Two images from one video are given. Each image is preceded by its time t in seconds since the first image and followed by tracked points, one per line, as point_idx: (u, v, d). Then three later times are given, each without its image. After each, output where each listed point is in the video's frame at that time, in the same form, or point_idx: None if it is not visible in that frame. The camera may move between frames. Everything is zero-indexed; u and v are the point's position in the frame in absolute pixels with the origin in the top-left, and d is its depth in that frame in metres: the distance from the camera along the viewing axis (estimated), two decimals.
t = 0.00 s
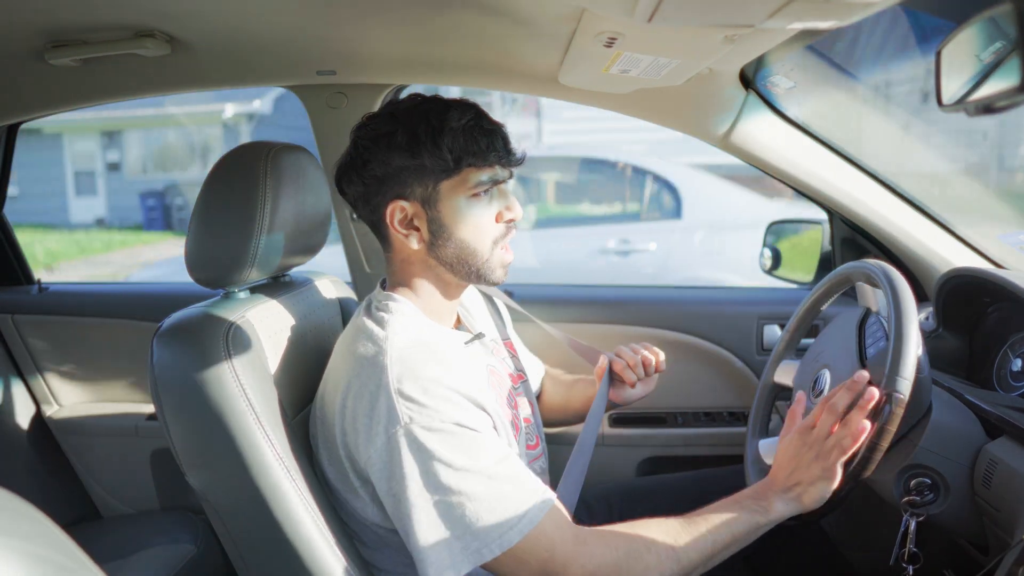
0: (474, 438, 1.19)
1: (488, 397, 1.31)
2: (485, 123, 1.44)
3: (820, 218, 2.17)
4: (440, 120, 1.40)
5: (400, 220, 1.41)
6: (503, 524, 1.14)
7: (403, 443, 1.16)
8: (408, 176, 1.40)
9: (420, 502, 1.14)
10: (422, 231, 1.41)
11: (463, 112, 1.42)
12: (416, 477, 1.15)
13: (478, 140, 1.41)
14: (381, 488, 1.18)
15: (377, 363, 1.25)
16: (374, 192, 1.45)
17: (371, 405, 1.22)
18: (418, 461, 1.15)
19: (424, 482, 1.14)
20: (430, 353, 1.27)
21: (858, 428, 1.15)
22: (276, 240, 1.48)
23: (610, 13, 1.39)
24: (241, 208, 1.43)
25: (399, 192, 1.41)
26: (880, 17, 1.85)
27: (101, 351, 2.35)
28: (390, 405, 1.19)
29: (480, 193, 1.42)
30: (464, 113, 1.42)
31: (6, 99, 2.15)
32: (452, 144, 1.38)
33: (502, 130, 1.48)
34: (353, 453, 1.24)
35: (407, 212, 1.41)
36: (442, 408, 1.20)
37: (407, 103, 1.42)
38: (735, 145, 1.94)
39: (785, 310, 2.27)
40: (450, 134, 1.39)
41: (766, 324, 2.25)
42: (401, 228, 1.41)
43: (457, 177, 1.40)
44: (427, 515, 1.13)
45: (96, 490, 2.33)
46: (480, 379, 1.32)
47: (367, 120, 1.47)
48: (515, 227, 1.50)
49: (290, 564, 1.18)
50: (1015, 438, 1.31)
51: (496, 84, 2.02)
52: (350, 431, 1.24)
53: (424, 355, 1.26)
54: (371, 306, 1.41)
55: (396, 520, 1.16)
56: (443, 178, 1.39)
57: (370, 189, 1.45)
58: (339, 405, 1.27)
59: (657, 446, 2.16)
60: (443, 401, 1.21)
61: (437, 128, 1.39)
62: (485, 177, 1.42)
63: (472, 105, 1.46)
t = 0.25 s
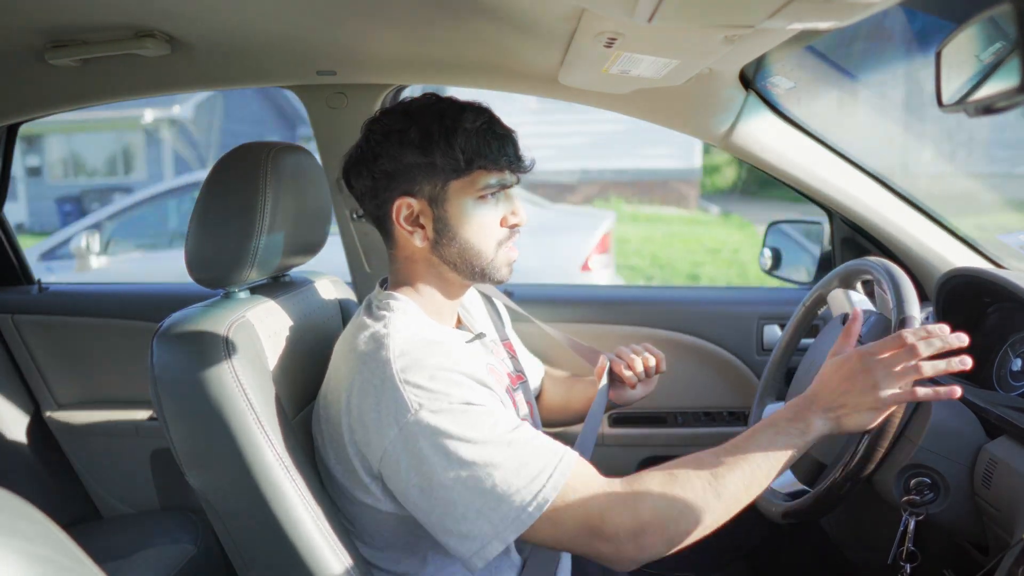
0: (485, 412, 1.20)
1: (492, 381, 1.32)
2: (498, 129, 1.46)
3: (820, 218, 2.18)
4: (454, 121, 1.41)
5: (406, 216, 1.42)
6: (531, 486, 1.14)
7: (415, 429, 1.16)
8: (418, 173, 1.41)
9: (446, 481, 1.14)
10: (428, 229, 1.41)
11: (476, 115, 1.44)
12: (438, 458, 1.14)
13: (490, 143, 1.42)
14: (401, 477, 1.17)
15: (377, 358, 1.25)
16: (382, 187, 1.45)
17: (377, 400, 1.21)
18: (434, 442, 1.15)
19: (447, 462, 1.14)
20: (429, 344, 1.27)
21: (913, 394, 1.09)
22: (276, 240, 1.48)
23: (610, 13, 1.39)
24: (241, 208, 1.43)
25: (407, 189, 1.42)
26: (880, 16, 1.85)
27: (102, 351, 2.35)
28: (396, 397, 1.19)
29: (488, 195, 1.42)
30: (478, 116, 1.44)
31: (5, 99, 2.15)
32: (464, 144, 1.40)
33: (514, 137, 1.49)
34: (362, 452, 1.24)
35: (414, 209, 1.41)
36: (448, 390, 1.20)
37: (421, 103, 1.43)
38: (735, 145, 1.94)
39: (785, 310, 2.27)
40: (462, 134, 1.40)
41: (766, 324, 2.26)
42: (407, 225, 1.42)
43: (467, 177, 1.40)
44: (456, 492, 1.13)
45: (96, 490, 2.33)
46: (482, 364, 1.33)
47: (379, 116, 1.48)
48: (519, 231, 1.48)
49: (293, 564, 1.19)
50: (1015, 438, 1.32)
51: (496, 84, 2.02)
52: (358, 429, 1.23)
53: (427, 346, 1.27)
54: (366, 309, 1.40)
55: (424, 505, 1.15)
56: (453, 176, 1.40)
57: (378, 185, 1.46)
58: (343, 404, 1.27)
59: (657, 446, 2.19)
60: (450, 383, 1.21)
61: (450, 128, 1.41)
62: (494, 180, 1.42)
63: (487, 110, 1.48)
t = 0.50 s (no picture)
0: (498, 376, 1.23)
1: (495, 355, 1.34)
2: (503, 128, 1.46)
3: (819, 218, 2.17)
4: (460, 118, 1.42)
5: (410, 211, 1.42)
6: (557, 426, 1.16)
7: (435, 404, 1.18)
8: (422, 169, 1.41)
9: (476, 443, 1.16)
10: (430, 225, 1.41)
11: (481, 113, 1.44)
12: (466, 423, 1.16)
13: (495, 141, 1.42)
14: (430, 452, 1.18)
15: (380, 350, 1.26)
16: (386, 182, 1.45)
17: (387, 389, 1.22)
18: (458, 411, 1.17)
19: (476, 422, 1.16)
20: (432, 329, 1.29)
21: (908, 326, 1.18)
22: (276, 240, 1.48)
23: (611, 13, 1.39)
24: (242, 208, 1.43)
25: (412, 185, 1.42)
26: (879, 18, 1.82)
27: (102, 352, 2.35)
28: (409, 382, 1.20)
29: (491, 193, 1.41)
30: (484, 114, 1.44)
31: (5, 99, 2.15)
32: (470, 141, 1.40)
33: (518, 139, 1.49)
34: (378, 443, 1.23)
35: (417, 205, 1.41)
36: (459, 361, 1.23)
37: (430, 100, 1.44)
38: (735, 145, 1.94)
39: (785, 310, 2.27)
40: (468, 131, 1.40)
41: (766, 324, 2.26)
42: (410, 220, 1.42)
43: (472, 174, 1.40)
44: (492, 452, 1.15)
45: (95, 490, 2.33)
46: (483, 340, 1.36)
47: (385, 113, 1.49)
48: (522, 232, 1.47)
49: (294, 563, 1.19)
50: (1015, 438, 1.32)
51: (496, 84, 2.02)
52: (371, 420, 1.23)
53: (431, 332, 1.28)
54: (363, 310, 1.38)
55: (462, 472, 1.17)
56: (457, 173, 1.40)
57: (382, 180, 1.46)
58: (350, 399, 1.27)
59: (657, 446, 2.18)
60: (460, 354, 1.24)
61: (456, 125, 1.41)
62: (498, 178, 1.42)
63: (493, 111, 1.48)
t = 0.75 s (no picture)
0: (502, 349, 1.27)
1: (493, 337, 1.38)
2: (502, 129, 1.46)
3: (819, 219, 2.17)
4: (459, 118, 1.42)
5: (408, 211, 1.42)
6: (567, 389, 1.21)
7: (448, 383, 1.20)
8: (421, 168, 1.41)
9: (493, 415, 1.19)
10: (429, 225, 1.41)
11: (480, 113, 1.44)
12: (482, 391, 1.19)
13: (494, 142, 1.42)
14: (445, 433, 1.20)
15: (385, 344, 1.27)
16: (385, 182, 1.46)
17: (396, 380, 1.23)
18: (472, 384, 1.20)
19: (492, 390, 1.20)
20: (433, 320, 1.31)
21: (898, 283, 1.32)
22: (277, 241, 1.48)
23: (610, 13, 1.39)
24: (243, 209, 1.43)
25: (410, 184, 1.42)
26: (877, 19, 1.79)
27: (101, 352, 2.35)
28: (418, 369, 1.22)
29: (490, 193, 1.41)
30: (483, 114, 1.44)
31: (6, 99, 2.15)
32: (468, 141, 1.40)
33: (516, 138, 1.49)
34: (391, 434, 1.24)
35: (416, 204, 1.42)
36: (465, 341, 1.26)
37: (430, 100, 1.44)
38: (735, 145, 1.94)
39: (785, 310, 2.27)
40: (467, 131, 1.40)
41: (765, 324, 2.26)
42: (408, 220, 1.42)
43: (470, 173, 1.40)
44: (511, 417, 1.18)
45: (94, 491, 2.33)
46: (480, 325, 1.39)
47: (384, 113, 1.49)
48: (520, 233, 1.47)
49: (294, 563, 1.19)
50: (1015, 438, 1.32)
51: (496, 83, 2.02)
52: (382, 411, 1.24)
53: (433, 322, 1.30)
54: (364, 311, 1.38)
55: (484, 442, 1.19)
56: (456, 172, 1.40)
57: (381, 180, 1.46)
58: (357, 393, 1.28)
59: (657, 447, 2.17)
60: (465, 334, 1.27)
61: (455, 125, 1.41)
62: (496, 178, 1.42)
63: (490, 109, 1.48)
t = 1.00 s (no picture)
0: (501, 337, 1.29)
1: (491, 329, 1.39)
2: (493, 129, 1.46)
3: (820, 218, 2.15)
4: (450, 118, 1.42)
5: (401, 211, 1.42)
6: (570, 373, 1.24)
7: (454, 372, 1.21)
8: (413, 168, 1.41)
9: (501, 401, 1.20)
10: (422, 224, 1.41)
11: (471, 113, 1.44)
12: (488, 377, 1.21)
13: (486, 141, 1.42)
14: (453, 421, 1.20)
15: (387, 339, 1.28)
16: (378, 182, 1.46)
17: (401, 374, 1.23)
18: (477, 371, 1.21)
19: (498, 375, 1.21)
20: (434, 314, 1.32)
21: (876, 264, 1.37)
22: (277, 241, 1.48)
23: (610, 13, 1.39)
24: (243, 210, 1.43)
25: (402, 184, 1.42)
26: (875, 18, 1.82)
27: (101, 352, 2.34)
28: (423, 361, 1.22)
29: (482, 191, 1.41)
30: (474, 114, 1.44)
31: (6, 99, 2.15)
32: (459, 140, 1.40)
33: (507, 137, 1.49)
34: (396, 427, 1.24)
35: (408, 204, 1.41)
36: (466, 331, 1.27)
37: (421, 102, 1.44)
38: (735, 145, 1.94)
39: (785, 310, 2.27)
40: (458, 131, 1.40)
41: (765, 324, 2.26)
42: (401, 220, 1.42)
43: (462, 173, 1.40)
44: (518, 400, 1.20)
45: (95, 491, 2.33)
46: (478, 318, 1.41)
47: (377, 114, 1.49)
48: (512, 235, 1.47)
49: (295, 563, 1.19)
50: (1015, 438, 1.31)
51: (496, 83, 2.02)
52: (388, 406, 1.24)
53: (433, 317, 1.31)
54: (361, 310, 1.39)
55: (492, 428, 1.20)
56: (448, 172, 1.40)
57: (374, 180, 1.46)
58: (360, 390, 1.28)
59: (657, 446, 2.17)
60: (466, 325, 1.28)
61: (446, 125, 1.41)
62: (488, 177, 1.42)
63: (482, 110, 1.48)
